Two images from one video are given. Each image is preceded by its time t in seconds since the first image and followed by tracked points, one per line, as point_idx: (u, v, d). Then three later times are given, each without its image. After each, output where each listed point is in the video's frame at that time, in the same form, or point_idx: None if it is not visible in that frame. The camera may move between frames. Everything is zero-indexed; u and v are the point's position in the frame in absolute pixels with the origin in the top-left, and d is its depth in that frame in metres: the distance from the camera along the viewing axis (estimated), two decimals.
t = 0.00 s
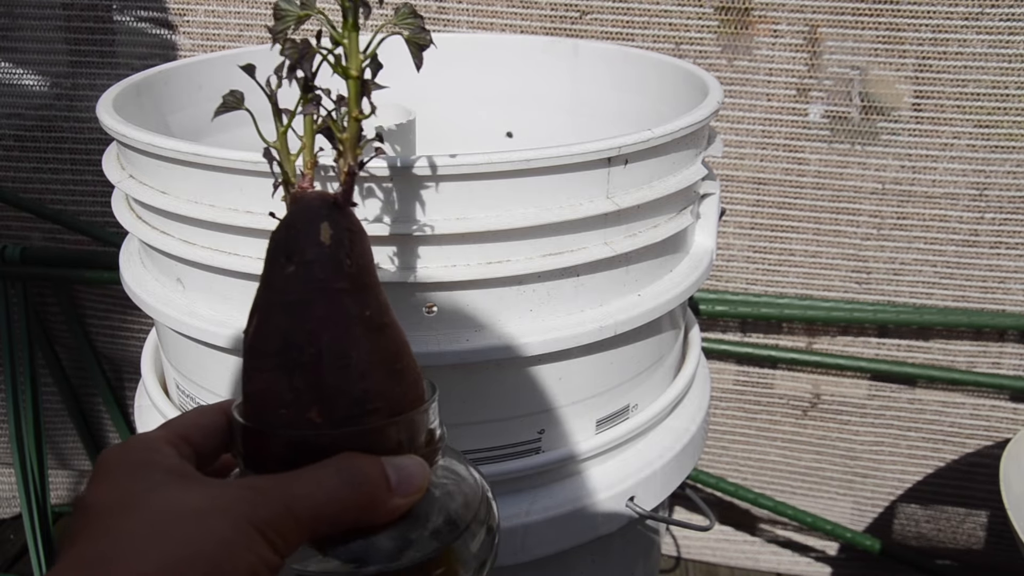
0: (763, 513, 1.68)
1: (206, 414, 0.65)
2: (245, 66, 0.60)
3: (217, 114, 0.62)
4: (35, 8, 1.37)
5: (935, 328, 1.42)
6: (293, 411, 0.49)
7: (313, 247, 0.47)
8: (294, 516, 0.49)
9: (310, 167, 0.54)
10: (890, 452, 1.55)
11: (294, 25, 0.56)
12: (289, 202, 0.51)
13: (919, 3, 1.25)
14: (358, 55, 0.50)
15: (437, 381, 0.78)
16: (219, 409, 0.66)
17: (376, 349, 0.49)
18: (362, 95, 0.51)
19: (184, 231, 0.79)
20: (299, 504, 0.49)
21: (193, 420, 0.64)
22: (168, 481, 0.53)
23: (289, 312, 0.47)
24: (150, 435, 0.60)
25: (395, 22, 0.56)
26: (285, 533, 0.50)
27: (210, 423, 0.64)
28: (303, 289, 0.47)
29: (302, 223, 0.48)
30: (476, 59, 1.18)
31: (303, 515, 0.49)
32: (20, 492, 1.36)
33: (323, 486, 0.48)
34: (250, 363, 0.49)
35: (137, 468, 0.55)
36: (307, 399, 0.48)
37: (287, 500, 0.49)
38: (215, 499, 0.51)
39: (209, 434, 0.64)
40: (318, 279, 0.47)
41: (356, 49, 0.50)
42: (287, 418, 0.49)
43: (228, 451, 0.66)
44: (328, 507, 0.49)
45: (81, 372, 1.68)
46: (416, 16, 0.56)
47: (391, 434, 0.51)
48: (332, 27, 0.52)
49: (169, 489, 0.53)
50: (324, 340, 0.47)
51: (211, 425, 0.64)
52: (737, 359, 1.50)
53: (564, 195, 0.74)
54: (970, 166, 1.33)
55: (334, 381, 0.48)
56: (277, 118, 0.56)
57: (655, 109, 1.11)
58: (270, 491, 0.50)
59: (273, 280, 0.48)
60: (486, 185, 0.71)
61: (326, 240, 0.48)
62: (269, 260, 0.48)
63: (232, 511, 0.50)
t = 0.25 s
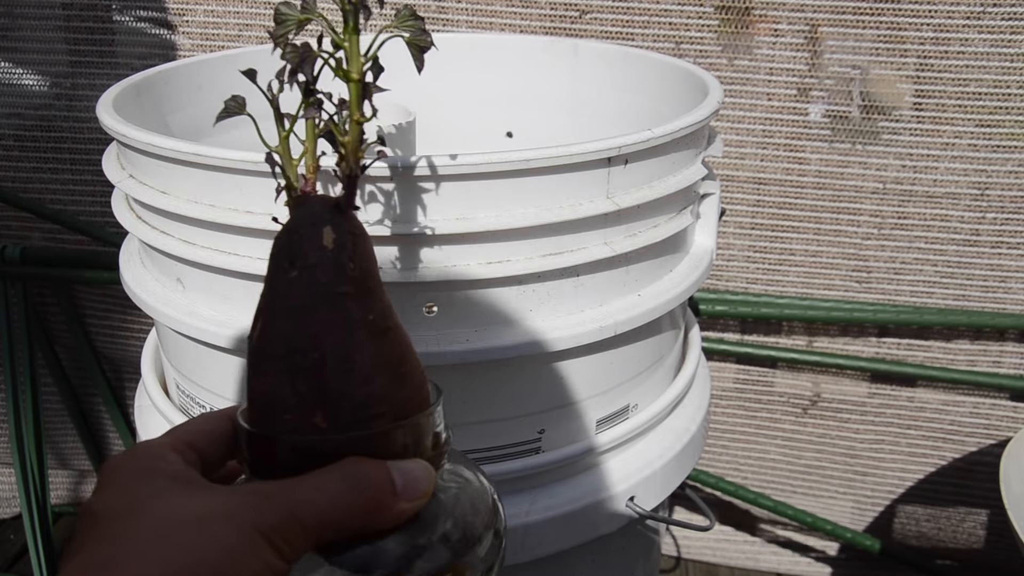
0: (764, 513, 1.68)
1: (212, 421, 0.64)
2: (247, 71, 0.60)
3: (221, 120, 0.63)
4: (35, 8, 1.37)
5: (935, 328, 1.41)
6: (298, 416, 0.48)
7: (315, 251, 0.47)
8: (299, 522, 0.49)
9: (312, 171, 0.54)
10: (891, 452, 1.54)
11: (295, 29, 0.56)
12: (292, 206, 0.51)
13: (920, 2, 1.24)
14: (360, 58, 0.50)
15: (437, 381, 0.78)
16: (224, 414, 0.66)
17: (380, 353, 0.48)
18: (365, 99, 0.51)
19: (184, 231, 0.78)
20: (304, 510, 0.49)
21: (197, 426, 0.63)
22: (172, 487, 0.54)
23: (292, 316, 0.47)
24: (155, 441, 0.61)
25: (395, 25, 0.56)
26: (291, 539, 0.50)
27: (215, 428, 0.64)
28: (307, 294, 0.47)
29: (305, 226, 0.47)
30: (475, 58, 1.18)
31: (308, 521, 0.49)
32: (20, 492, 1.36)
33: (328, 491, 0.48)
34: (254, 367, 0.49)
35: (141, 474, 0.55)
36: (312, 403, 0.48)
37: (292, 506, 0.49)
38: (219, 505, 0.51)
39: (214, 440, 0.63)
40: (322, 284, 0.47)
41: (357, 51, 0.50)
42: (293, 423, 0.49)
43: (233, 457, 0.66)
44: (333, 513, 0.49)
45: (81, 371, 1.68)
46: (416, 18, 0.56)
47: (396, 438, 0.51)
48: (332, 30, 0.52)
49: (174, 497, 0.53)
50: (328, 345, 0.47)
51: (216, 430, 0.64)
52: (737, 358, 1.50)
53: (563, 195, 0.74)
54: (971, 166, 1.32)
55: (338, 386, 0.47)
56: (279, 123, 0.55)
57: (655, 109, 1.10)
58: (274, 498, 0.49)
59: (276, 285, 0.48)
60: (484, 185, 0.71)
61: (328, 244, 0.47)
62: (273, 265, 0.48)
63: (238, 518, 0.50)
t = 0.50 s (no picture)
0: (764, 513, 1.67)
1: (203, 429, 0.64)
2: (245, 88, 0.60)
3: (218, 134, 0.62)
4: (34, 8, 1.37)
5: (936, 328, 1.41)
6: (288, 428, 0.48)
7: (309, 266, 0.47)
8: (287, 531, 0.49)
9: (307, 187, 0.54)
10: (891, 452, 1.54)
11: (295, 48, 0.58)
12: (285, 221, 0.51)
13: (920, 2, 1.24)
14: (357, 78, 0.50)
15: (438, 380, 0.78)
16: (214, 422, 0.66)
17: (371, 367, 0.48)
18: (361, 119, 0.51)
19: (184, 231, 0.78)
20: (292, 520, 0.49)
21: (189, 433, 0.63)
22: (162, 499, 0.53)
23: (285, 329, 0.47)
24: (146, 451, 0.60)
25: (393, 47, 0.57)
26: (280, 548, 0.50)
27: (206, 437, 0.63)
28: (300, 308, 0.47)
29: (299, 241, 0.47)
30: (475, 58, 1.18)
31: (296, 531, 0.49)
32: (20, 492, 1.36)
33: (316, 502, 0.48)
34: (245, 380, 0.49)
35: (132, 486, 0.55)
36: (303, 416, 0.48)
37: (280, 515, 0.49)
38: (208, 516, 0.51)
39: (203, 449, 0.63)
40: (315, 298, 0.47)
41: (356, 72, 0.49)
42: (282, 436, 0.49)
43: (223, 465, 0.66)
44: (322, 523, 0.49)
45: (81, 371, 1.68)
46: (413, 40, 0.57)
47: (385, 451, 0.51)
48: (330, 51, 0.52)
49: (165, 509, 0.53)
50: (320, 358, 0.47)
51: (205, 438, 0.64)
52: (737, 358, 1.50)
53: (564, 195, 0.74)
54: (971, 166, 1.32)
55: (329, 399, 0.48)
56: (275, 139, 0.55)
57: (655, 109, 1.10)
58: (263, 508, 0.49)
59: (269, 298, 0.48)
60: (484, 185, 0.71)
61: (322, 259, 0.47)
62: (266, 278, 0.48)
63: (228, 527, 0.50)
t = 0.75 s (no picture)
0: (763, 513, 1.68)
1: (185, 442, 0.65)
2: (230, 101, 0.58)
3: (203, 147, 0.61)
4: (35, 8, 1.37)
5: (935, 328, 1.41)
6: (271, 446, 0.50)
7: (293, 287, 0.48)
8: (269, 553, 0.51)
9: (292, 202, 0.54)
10: (891, 452, 1.54)
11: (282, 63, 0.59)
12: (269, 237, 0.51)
13: (919, 2, 1.25)
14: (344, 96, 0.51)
15: (437, 380, 0.78)
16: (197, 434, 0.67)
17: (353, 388, 0.50)
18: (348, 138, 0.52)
19: (184, 231, 0.78)
20: (274, 542, 0.50)
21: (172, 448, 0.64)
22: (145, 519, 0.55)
23: (268, 349, 0.48)
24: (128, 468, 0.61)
25: (383, 65, 0.59)
26: (261, 568, 0.51)
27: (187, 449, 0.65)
28: (284, 329, 0.48)
29: (282, 260, 0.48)
30: (475, 57, 1.18)
31: (278, 551, 0.50)
32: (20, 492, 1.36)
33: (299, 524, 0.50)
34: (229, 397, 0.50)
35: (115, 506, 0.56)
36: (286, 435, 0.50)
37: (263, 538, 0.50)
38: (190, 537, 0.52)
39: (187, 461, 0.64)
40: (298, 319, 0.48)
41: (344, 91, 0.50)
42: (266, 453, 0.50)
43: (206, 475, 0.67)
44: (303, 544, 0.50)
45: (81, 372, 1.68)
46: (402, 59, 0.58)
47: (366, 468, 0.52)
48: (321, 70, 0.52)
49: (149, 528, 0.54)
50: (303, 379, 0.48)
51: (186, 450, 0.65)
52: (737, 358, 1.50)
53: (565, 195, 0.74)
54: (971, 166, 1.32)
55: (311, 420, 0.49)
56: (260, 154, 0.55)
57: (656, 108, 1.10)
58: (245, 530, 0.50)
59: (253, 317, 0.49)
60: (484, 185, 0.71)
61: (306, 280, 0.48)
62: (250, 296, 0.49)
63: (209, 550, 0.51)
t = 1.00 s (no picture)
0: (763, 513, 1.68)
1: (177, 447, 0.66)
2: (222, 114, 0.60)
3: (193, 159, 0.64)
4: (35, 8, 1.37)
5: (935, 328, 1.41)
6: (260, 453, 0.50)
7: (282, 297, 0.48)
8: (257, 558, 0.51)
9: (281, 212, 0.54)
10: (891, 453, 1.54)
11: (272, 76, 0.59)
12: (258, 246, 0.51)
13: (918, 3, 1.25)
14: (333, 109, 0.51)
15: (436, 380, 0.78)
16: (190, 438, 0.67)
17: (341, 396, 0.50)
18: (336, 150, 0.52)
19: (184, 231, 0.78)
20: (261, 547, 0.51)
21: (164, 453, 0.65)
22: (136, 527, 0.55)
23: (257, 359, 0.48)
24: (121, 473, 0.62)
25: (370, 79, 0.59)
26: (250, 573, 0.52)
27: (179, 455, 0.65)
28: (273, 338, 0.48)
29: (270, 270, 0.48)
30: (475, 57, 1.18)
31: (265, 557, 0.51)
32: (20, 492, 1.36)
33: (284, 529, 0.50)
34: (218, 405, 0.50)
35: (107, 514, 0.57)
36: (274, 443, 0.50)
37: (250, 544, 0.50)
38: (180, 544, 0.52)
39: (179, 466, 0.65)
40: (287, 328, 0.48)
41: (332, 104, 0.50)
42: (254, 460, 0.50)
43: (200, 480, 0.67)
44: (290, 549, 0.50)
45: (81, 371, 1.68)
46: (390, 73, 0.59)
47: (355, 475, 0.52)
48: (309, 83, 0.53)
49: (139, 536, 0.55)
50: (291, 387, 0.49)
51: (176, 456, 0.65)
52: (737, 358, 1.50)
53: (565, 195, 0.74)
54: (970, 166, 1.33)
55: (299, 427, 0.49)
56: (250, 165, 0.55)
57: (656, 108, 1.10)
58: (232, 537, 0.51)
59: (242, 326, 0.49)
60: (484, 185, 0.71)
61: (295, 290, 0.48)
62: (240, 306, 0.49)
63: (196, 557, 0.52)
